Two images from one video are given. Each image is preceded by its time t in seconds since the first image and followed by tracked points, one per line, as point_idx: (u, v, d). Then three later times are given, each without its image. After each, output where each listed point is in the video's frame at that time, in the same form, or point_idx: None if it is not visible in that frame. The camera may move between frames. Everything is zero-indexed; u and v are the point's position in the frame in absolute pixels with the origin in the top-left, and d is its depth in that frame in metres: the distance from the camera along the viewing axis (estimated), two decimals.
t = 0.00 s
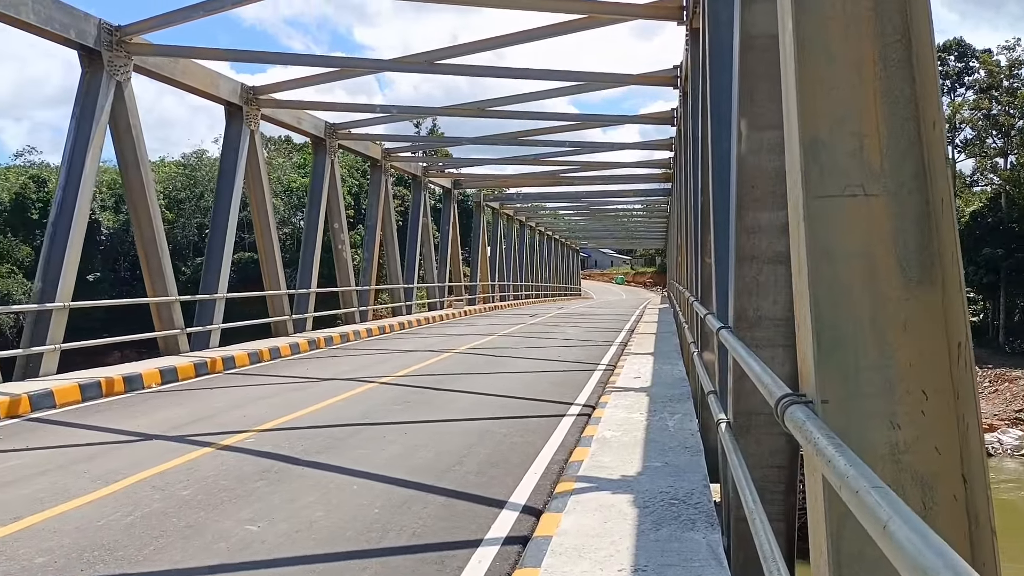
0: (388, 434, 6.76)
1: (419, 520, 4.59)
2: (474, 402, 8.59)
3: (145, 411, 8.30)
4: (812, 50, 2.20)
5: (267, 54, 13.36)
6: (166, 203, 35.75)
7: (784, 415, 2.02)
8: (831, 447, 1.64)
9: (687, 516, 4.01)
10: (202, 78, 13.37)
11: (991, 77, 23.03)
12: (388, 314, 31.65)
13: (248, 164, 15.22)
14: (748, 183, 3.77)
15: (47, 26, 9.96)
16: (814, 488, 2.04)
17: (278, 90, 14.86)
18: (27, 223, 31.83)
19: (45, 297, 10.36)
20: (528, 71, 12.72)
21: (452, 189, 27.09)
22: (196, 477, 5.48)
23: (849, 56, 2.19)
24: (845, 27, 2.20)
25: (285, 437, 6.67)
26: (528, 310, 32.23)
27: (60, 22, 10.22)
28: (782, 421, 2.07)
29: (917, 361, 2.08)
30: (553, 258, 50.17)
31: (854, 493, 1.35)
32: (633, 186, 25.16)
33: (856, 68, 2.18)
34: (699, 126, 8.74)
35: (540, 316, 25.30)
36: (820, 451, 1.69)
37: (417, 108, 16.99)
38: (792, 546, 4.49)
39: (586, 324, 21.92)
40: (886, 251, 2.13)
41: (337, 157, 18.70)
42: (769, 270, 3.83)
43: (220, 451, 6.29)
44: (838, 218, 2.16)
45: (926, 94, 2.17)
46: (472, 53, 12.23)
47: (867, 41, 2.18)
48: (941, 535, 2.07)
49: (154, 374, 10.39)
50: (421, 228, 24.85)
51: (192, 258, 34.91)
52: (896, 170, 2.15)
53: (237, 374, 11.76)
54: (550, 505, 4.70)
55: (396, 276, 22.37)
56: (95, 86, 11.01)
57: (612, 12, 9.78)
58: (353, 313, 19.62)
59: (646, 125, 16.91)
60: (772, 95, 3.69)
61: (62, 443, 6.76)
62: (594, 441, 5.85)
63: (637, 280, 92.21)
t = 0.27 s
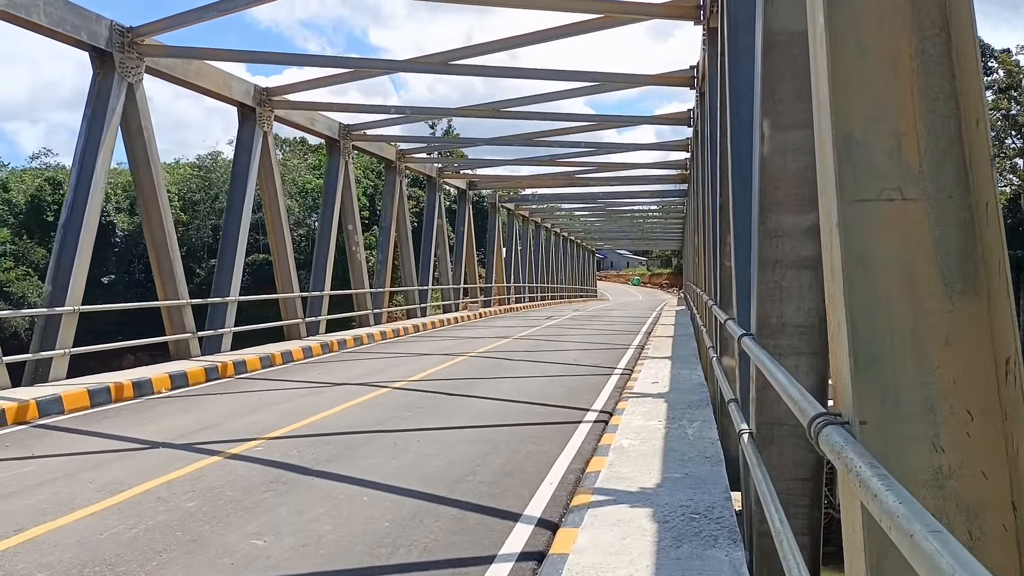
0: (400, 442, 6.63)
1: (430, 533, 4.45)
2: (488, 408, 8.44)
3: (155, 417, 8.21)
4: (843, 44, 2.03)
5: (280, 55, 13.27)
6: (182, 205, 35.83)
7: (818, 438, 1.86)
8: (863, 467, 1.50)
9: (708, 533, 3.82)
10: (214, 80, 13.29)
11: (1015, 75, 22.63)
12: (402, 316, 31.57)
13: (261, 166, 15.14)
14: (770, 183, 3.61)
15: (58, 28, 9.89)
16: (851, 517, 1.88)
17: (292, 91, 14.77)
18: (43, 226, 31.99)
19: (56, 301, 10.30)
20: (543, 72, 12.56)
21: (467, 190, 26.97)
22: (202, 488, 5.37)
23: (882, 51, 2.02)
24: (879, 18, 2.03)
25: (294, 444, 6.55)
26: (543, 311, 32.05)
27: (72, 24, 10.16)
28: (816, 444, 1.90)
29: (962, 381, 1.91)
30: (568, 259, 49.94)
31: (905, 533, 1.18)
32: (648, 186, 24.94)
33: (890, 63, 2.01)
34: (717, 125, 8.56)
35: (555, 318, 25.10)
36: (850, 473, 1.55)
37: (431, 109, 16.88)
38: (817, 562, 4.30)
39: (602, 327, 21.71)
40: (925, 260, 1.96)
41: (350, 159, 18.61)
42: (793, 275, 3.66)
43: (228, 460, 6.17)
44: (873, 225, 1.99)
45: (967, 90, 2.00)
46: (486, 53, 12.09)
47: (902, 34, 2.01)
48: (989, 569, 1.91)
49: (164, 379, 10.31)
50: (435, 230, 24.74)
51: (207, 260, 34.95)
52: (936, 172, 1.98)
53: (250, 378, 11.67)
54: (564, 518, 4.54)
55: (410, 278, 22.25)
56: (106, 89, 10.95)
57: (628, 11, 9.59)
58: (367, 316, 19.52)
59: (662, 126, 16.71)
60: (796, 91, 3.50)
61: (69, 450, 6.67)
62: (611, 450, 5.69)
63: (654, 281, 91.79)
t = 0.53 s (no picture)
0: (399, 452, 6.55)
1: (428, 546, 4.37)
2: (490, 417, 8.36)
3: (153, 427, 8.14)
4: (852, 47, 1.98)
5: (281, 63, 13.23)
6: (185, 214, 35.83)
7: (829, 453, 1.80)
8: (870, 476, 1.47)
9: (713, 547, 3.73)
10: (214, 87, 13.26)
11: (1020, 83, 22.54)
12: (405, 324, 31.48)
13: (263, 175, 15.11)
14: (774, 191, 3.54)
15: (56, 35, 9.86)
16: (864, 537, 1.81)
17: (293, 99, 14.73)
18: (45, 234, 32.02)
19: (54, 309, 10.24)
20: (545, 79, 12.50)
21: (470, 198, 26.91)
22: (199, 499, 5.29)
23: (893, 53, 1.96)
24: (890, 19, 1.97)
25: (293, 455, 6.48)
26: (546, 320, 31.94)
27: (71, 31, 10.14)
28: (826, 459, 1.84)
29: (980, 394, 1.84)
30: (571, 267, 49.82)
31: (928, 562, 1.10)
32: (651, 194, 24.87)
33: (902, 66, 1.96)
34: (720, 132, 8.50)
35: (558, 327, 25.00)
36: (859, 483, 1.51)
37: (433, 117, 16.83)
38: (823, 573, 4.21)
39: (605, 335, 21.61)
40: (938, 268, 1.90)
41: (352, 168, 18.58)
42: (799, 283, 3.59)
43: (225, 470, 6.10)
44: (885, 231, 1.93)
45: (983, 92, 1.94)
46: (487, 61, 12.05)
47: (914, 36, 1.96)
48: None
49: (164, 388, 10.24)
50: (438, 238, 24.68)
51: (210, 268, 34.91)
52: (950, 177, 1.92)
53: (250, 388, 11.60)
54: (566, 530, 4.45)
55: (412, 286, 22.18)
56: (106, 96, 10.92)
57: (631, 18, 9.53)
58: (370, 325, 19.45)
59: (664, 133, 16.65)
60: (800, 95, 3.44)
61: (65, 460, 6.60)
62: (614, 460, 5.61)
63: (657, 289, 91.61)
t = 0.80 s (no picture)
0: (398, 457, 6.48)
1: (427, 552, 4.30)
2: (490, 421, 8.29)
3: (150, 433, 8.07)
4: (856, 37, 1.92)
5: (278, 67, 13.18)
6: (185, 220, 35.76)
7: (835, 459, 1.73)
8: (879, 482, 1.41)
9: (715, 552, 3.66)
10: (212, 91, 13.21)
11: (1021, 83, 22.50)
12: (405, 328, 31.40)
13: (261, 179, 15.05)
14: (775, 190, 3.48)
15: (50, 39, 9.81)
16: (873, 545, 1.75)
17: (291, 103, 14.68)
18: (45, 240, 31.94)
19: (51, 315, 10.18)
20: (543, 81, 12.43)
21: (469, 202, 26.85)
22: (194, 506, 5.23)
23: (898, 43, 1.91)
24: (895, 9, 1.91)
25: (290, 461, 6.41)
26: (547, 323, 31.84)
27: (65, 35, 10.08)
28: (832, 467, 1.77)
29: (990, 396, 1.80)
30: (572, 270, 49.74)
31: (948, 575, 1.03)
32: (651, 197, 24.81)
33: (907, 56, 1.90)
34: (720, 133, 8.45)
35: (559, 330, 24.92)
36: (866, 489, 1.46)
37: (432, 120, 16.78)
38: None
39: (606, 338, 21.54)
40: (947, 265, 1.85)
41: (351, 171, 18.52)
42: (801, 283, 3.51)
43: (221, 477, 6.03)
44: (892, 227, 1.88)
45: (991, 84, 1.89)
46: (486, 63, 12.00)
47: (920, 27, 1.91)
48: None
49: (162, 393, 10.18)
50: (438, 242, 24.61)
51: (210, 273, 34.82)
52: (957, 170, 1.87)
53: (249, 393, 11.53)
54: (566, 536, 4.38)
55: (412, 291, 22.11)
56: (102, 100, 10.87)
57: (630, 18, 9.45)
58: (370, 329, 19.38)
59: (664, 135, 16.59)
60: (801, 91, 3.37)
61: (61, 468, 6.54)
62: (614, 463, 5.54)
63: (658, 292, 91.49)
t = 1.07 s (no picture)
0: (392, 462, 6.33)
1: (418, 562, 4.16)
2: (486, 423, 8.15)
3: (141, 439, 7.92)
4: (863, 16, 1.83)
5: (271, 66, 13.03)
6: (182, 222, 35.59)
7: (845, 470, 1.60)
8: (893, 496, 1.28)
9: (717, 562, 3.51)
10: (204, 92, 13.07)
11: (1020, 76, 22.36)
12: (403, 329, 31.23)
13: (254, 180, 14.90)
14: (776, 183, 3.35)
15: (38, 40, 9.65)
16: (890, 560, 1.63)
17: (285, 103, 14.53)
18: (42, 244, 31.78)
19: (41, 320, 10.03)
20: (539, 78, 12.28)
21: (467, 201, 26.69)
22: (181, 515, 5.08)
23: (908, 23, 1.83)
24: None
25: (281, 467, 6.26)
26: (546, 322, 31.68)
27: (53, 36, 9.93)
28: (842, 477, 1.64)
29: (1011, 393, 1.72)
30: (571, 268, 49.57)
31: None
32: (649, 194, 24.65)
33: (918, 36, 1.82)
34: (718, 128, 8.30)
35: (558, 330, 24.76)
36: (878, 504, 1.33)
37: (427, 119, 16.63)
38: None
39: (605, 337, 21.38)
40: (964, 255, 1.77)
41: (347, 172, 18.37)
42: (804, 280, 3.38)
43: (210, 484, 5.88)
44: (904, 216, 1.79)
45: (1007, 65, 1.81)
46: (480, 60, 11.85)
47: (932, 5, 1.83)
48: None
49: (154, 398, 10.03)
50: (435, 241, 24.45)
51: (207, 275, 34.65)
52: (974, 156, 1.79)
53: (243, 397, 11.38)
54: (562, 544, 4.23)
55: (410, 291, 21.95)
56: (91, 102, 10.72)
57: (627, 13, 9.29)
58: (366, 330, 19.23)
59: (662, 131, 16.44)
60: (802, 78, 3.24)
61: (47, 476, 6.39)
62: (612, 467, 5.40)
63: (657, 290, 91.33)
